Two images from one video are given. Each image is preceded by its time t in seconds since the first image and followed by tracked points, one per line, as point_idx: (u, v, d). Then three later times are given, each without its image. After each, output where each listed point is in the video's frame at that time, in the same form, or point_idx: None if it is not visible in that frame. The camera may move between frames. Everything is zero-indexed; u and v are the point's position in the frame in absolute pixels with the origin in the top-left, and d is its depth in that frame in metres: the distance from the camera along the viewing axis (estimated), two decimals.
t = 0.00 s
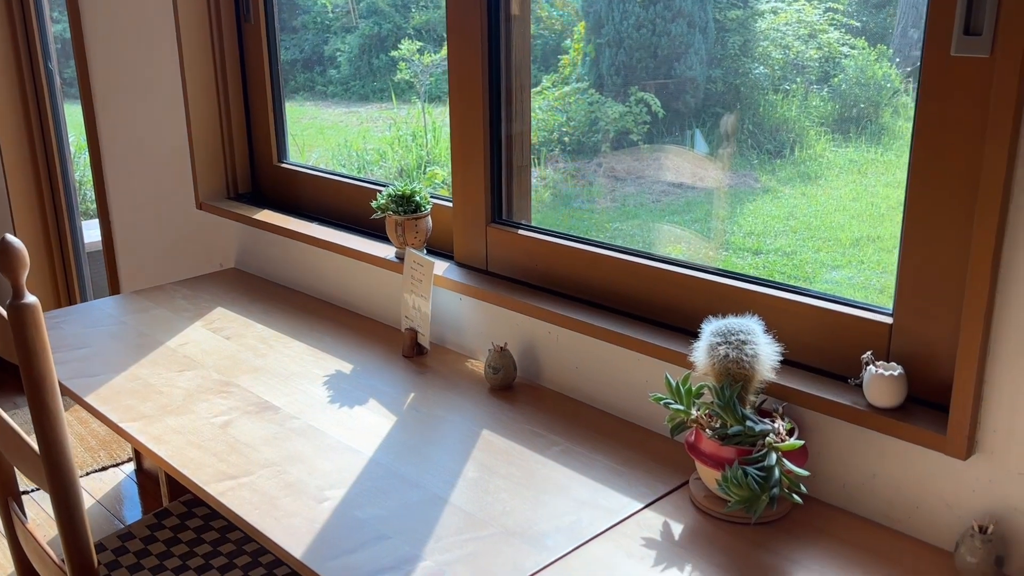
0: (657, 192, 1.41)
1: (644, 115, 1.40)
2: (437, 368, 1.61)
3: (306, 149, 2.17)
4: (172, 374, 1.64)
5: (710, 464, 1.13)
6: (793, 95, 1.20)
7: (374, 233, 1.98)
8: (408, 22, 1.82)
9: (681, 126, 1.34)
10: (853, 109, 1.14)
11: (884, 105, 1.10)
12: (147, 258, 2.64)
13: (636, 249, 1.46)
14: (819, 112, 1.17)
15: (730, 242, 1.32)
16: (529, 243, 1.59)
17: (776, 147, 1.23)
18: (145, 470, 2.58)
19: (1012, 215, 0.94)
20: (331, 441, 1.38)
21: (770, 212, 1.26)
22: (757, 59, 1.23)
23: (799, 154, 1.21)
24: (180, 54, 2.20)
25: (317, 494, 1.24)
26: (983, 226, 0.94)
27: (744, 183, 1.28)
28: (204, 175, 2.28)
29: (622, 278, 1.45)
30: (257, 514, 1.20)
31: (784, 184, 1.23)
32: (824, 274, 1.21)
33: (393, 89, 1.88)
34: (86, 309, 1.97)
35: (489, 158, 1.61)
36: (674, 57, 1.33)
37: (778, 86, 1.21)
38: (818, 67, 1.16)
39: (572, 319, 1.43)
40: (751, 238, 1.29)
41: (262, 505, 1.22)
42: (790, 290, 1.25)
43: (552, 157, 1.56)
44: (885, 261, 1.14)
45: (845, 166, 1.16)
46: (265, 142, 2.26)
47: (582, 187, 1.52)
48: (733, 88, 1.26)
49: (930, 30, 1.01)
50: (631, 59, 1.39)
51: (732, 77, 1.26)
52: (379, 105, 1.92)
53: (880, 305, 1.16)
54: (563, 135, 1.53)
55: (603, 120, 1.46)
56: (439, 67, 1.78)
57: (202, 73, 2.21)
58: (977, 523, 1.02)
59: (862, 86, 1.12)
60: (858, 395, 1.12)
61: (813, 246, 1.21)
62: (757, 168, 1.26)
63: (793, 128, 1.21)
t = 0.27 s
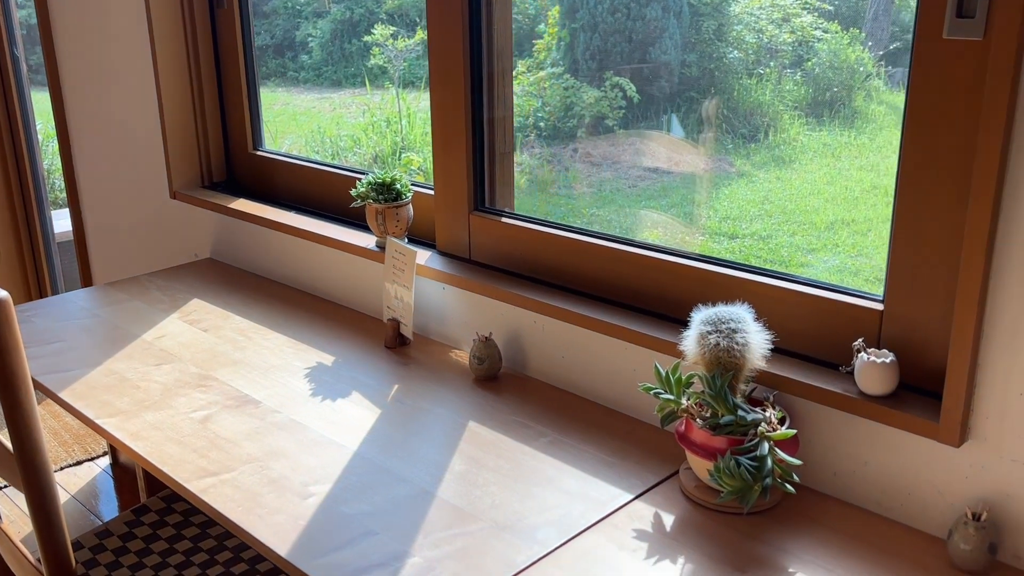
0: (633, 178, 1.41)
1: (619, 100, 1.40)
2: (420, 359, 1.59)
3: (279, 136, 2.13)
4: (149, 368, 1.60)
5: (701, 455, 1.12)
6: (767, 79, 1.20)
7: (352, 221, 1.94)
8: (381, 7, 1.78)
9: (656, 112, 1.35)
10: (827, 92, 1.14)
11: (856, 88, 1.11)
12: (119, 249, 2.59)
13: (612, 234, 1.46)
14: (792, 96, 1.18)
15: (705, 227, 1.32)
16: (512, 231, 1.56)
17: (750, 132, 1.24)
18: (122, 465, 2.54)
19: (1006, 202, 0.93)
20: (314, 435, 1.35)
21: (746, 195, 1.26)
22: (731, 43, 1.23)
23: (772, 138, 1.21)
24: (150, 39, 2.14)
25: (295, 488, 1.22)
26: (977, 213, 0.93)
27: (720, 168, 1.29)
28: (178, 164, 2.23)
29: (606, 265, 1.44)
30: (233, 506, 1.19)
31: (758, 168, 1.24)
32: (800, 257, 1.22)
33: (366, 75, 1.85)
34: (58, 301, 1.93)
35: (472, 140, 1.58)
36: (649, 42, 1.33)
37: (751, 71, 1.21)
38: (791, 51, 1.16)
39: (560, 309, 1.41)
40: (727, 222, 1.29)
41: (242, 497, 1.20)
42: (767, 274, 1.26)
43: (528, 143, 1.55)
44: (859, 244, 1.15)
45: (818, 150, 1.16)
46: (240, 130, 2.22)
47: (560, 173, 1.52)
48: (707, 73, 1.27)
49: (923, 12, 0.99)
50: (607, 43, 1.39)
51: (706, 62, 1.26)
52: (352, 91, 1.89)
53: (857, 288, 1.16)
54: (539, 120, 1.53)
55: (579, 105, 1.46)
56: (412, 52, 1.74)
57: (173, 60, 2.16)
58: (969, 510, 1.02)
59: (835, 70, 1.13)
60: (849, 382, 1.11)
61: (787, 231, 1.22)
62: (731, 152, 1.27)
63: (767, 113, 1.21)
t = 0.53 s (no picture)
0: (613, 163, 1.40)
1: (598, 86, 1.38)
2: (405, 350, 1.57)
3: (256, 123, 2.10)
4: (128, 361, 1.57)
5: (695, 445, 1.10)
6: (745, 64, 1.20)
7: (333, 209, 1.91)
8: None
9: (636, 98, 1.34)
10: (804, 76, 1.15)
11: (834, 73, 1.11)
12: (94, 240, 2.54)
13: (590, 220, 1.45)
14: (771, 80, 1.18)
15: (684, 212, 1.32)
16: (497, 219, 1.54)
17: (728, 116, 1.24)
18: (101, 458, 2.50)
19: (1003, 188, 0.92)
20: (299, 428, 1.33)
21: (726, 180, 1.26)
22: (709, 28, 1.22)
23: (751, 123, 1.21)
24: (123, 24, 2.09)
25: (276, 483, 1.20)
26: (974, 200, 0.92)
27: (699, 153, 1.28)
28: (154, 152, 2.18)
29: (593, 253, 1.42)
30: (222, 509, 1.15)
31: (737, 153, 1.24)
32: (779, 242, 1.22)
33: (342, 60, 1.82)
34: (32, 294, 1.88)
35: (456, 121, 1.55)
36: (628, 26, 1.32)
37: (730, 55, 1.21)
38: (769, 36, 1.17)
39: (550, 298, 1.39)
40: (707, 207, 1.29)
41: (230, 496, 1.17)
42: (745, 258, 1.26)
43: (507, 129, 1.54)
44: (837, 228, 1.15)
45: (797, 134, 1.17)
46: (217, 117, 2.17)
47: (539, 158, 1.50)
48: (686, 58, 1.26)
49: None
50: (585, 28, 1.37)
51: (685, 46, 1.26)
52: (328, 77, 1.86)
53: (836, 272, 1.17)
54: (518, 106, 1.51)
55: (558, 91, 1.45)
56: (390, 37, 1.71)
57: (147, 45, 2.11)
58: (963, 497, 1.02)
59: (813, 54, 1.13)
60: (842, 370, 1.10)
61: (766, 215, 1.23)
62: (710, 137, 1.26)
63: (746, 97, 1.21)
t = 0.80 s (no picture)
0: (595, 148, 1.39)
1: (579, 71, 1.37)
2: (390, 340, 1.54)
3: (233, 110, 2.06)
4: (105, 354, 1.54)
5: (685, 434, 1.09)
6: (725, 49, 1.19)
7: (313, 197, 1.88)
8: None
9: (617, 82, 1.33)
10: (784, 61, 1.14)
11: (812, 57, 1.10)
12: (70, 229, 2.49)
13: (570, 205, 1.43)
14: (751, 65, 1.17)
15: (665, 198, 1.31)
16: (481, 206, 1.52)
17: (708, 102, 1.23)
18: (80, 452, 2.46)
19: (997, 172, 0.91)
20: (282, 421, 1.31)
21: (707, 166, 1.25)
22: (688, 12, 1.21)
23: (731, 108, 1.20)
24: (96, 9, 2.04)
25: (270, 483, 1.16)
26: (967, 184, 0.91)
27: (680, 139, 1.28)
28: (129, 140, 2.14)
29: (579, 240, 1.40)
30: (219, 512, 1.10)
31: (717, 138, 1.23)
32: (760, 227, 1.21)
33: (320, 46, 1.79)
34: (6, 286, 1.84)
35: (439, 105, 1.52)
36: (608, 11, 1.30)
37: (709, 40, 1.20)
38: (748, 20, 1.15)
39: (539, 288, 1.37)
40: (688, 193, 1.28)
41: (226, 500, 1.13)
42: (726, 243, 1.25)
43: (488, 115, 1.52)
44: (817, 213, 1.14)
45: (777, 119, 1.16)
46: (193, 104, 2.13)
47: (520, 144, 1.49)
48: (666, 42, 1.25)
49: None
50: (565, 13, 1.36)
51: (665, 31, 1.24)
52: (306, 63, 1.83)
53: (818, 257, 1.16)
54: (498, 92, 1.50)
55: (539, 76, 1.43)
56: (367, 22, 1.68)
57: (121, 30, 2.06)
58: (955, 485, 1.01)
59: (792, 38, 1.12)
60: (833, 357, 1.09)
61: (747, 200, 1.22)
62: (690, 123, 1.26)
63: (726, 82, 1.20)
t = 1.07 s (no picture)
0: (573, 131, 1.37)
1: (557, 52, 1.35)
2: (370, 327, 1.52)
3: (208, 94, 2.01)
4: (78, 344, 1.50)
5: (672, 421, 1.07)
6: (703, 30, 1.17)
7: (290, 182, 1.84)
8: None
9: (596, 64, 1.31)
10: (762, 43, 1.13)
11: (791, 39, 1.10)
12: (41, 217, 2.43)
13: (547, 188, 1.42)
14: (730, 46, 1.16)
15: (646, 180, 1.29)
16: (461, 189, 1.49)
17: (688, 83, 1.22)
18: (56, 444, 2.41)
19: (989, 152, 0.89)
20: (260, 411, 1.28)
21: (686, 148, 1.24)
22: None
23: (710, 90, 1.19)
24: None
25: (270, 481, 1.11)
26: (959, 163, 0.89)
27: (659, 121, 1.26)
28: (100, 124, 2.09)
29: (560, 225, 1.38)
30: (207, 509, 1.07)
31: (697, 120, 1.22)
32: (740, 210, 1.20)
33: (296, 28, 1.75)
34: None
35: (419, 86, 1.49)
36: None
37: (688, 22, 1.19)
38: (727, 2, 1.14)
39: (522, 273, 1.34)
40: (668, 175, 1.26)
41: (214, 496, 1.09)
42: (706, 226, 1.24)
43: (466, 98, 1.49)
44: (797, 194, 1.14)
45: (755, 101, 1.15)
46: (165, 87, 2.08)
47: (499, 128, 1.47)
48: (645, 24, 1.23)
49: None
50: None
51: (644, 12, 1.23)
52: (281, 46, 1.79)
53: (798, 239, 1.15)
54: (476, 74, 1.47)
55: (517, 58, 1.41)
56: (344, 5, 1.64)
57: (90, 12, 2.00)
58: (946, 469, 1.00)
59: (770, 20, 1.11)
60: (821, 341, 1.08)
61: (727, 182, 1.21)
62: (669, 105, 1.24)
63: (705, 64, 1.19)
